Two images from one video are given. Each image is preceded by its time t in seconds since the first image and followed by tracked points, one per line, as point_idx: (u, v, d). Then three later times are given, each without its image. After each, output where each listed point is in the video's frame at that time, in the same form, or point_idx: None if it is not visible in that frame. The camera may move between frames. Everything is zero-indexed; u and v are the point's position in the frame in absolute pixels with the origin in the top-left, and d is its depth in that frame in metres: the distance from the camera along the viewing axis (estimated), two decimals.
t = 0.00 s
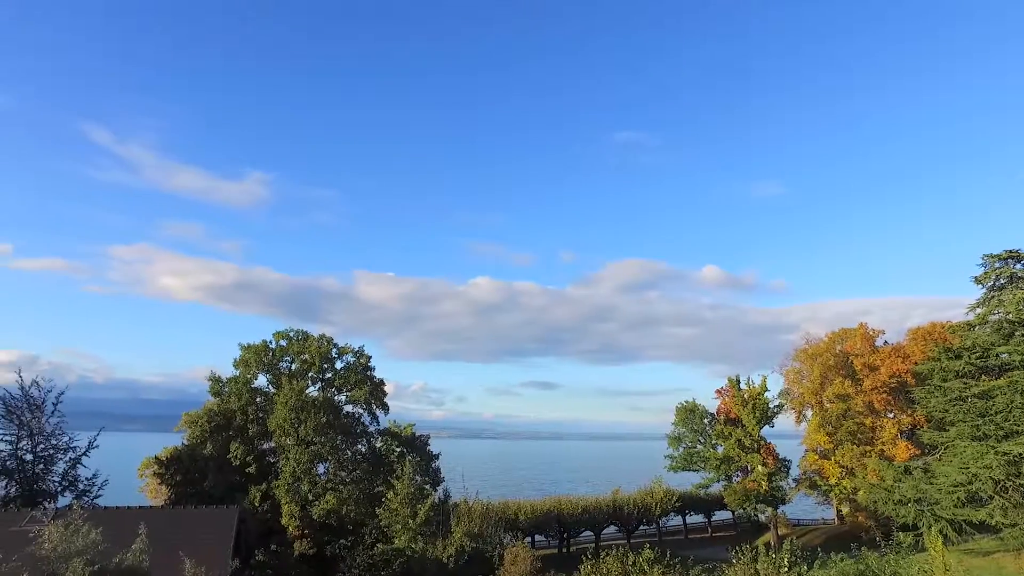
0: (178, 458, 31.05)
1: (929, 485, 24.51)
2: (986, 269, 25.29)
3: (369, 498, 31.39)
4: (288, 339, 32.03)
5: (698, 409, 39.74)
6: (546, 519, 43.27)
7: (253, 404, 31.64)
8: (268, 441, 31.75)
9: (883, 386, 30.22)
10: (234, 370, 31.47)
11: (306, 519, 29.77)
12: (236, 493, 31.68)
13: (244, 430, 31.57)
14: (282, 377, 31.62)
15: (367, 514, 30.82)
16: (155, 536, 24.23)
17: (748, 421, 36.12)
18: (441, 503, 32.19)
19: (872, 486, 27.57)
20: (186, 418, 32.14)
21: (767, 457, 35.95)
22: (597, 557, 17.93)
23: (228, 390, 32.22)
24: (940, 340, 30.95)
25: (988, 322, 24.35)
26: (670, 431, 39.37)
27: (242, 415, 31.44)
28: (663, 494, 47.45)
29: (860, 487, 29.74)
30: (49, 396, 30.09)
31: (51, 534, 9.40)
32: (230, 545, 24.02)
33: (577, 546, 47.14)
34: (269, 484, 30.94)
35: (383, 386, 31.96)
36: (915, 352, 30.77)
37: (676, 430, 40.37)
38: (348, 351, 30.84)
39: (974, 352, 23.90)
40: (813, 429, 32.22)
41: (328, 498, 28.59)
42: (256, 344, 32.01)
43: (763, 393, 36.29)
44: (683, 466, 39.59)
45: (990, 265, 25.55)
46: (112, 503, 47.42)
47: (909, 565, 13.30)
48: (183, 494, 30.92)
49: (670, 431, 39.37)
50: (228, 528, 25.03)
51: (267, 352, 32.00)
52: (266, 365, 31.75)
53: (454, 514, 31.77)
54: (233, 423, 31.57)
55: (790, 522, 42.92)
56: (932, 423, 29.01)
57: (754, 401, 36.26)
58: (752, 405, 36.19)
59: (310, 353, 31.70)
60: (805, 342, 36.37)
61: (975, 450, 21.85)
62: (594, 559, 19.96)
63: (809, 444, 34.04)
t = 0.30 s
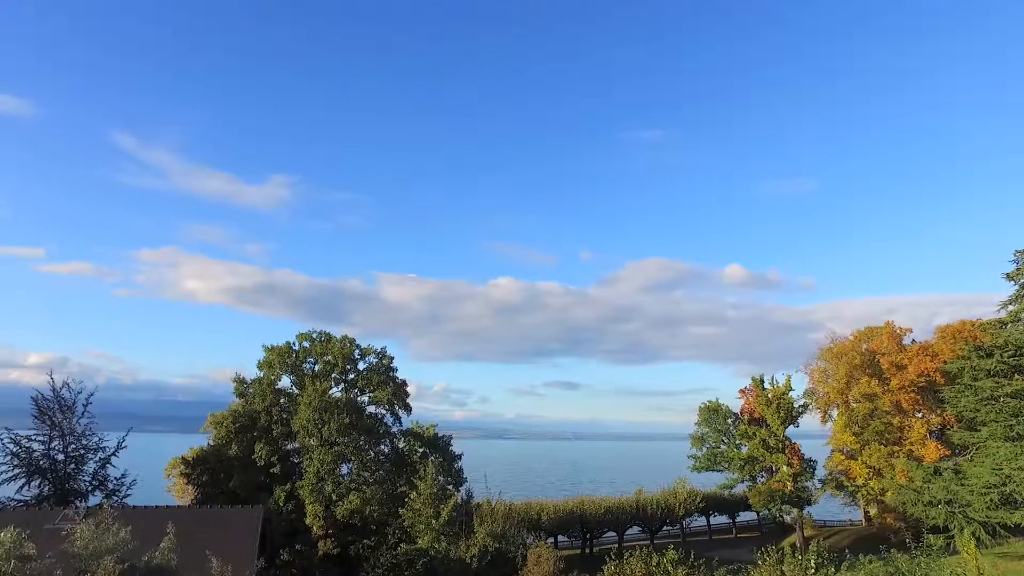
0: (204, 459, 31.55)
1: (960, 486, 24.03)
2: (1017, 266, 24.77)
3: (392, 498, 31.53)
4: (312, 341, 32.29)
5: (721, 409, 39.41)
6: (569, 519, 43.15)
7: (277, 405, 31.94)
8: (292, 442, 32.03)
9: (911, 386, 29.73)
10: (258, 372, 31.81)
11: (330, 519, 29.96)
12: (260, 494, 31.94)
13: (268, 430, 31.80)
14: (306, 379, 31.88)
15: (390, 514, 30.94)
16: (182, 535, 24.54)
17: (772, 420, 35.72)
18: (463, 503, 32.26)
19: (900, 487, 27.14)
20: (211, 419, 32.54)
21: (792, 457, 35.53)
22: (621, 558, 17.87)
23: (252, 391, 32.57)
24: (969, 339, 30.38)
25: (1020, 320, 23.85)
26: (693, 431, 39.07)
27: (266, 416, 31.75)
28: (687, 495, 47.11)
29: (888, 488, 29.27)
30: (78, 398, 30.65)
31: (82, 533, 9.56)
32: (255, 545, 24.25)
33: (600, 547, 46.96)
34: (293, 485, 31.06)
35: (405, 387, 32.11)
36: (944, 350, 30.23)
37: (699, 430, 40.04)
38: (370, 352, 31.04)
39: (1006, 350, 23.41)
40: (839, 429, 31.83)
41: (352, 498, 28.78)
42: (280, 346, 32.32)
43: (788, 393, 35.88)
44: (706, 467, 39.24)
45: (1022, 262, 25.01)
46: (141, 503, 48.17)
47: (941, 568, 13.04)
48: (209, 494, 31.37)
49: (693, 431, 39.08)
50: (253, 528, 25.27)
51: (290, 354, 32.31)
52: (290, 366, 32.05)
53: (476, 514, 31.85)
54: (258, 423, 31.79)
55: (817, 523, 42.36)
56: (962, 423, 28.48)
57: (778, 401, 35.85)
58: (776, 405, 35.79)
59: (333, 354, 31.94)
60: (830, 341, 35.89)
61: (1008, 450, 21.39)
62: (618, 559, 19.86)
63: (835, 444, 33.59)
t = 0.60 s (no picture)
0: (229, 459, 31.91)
1: (993, 488, 23.47)
2: None
3: (415, 499, 31.62)
4: (334, 342, 32.54)
5: (745, 409, 39.05)
6: (592, 520, 42.96)
7: (300, 407, 32.22)
8: (315, 443, 32.26)
9: (940, 385, 29.23)
10: (282, 373, 32.15)
11: (354, 519, 30.13)
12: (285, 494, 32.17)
13: (291, 432, 32.32)
14: (329, 380, 32.12)
15: (413, 515, 31.05)
16: (208, 535, 24.82)
17: (797, 421, 35.30)
18: (486, 504, 32.32)
19: (930, 489, 26.64)
20: (236, 421, 32.95)
21: (818, 458, 35.10)
22: (645, 559, 17.74)
23: (276, 392, 32.91)
24: (1000, 337, 29.79)
25: None
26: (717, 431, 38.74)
27: (290, 417, 32.05)
28: (710, 496, 46.76)
29: (918, 490, 28.78)
30: (107, 399, 31.18)
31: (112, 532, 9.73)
32: (280, 546, 24.48)
33: (623, 548, 46.76)
34: (317, 486, 31.54)
35: (427, 388, 32.22)
36: (973, 349, 29.69)
37: (722, 430, 39.70)
38: (392, 353, 31.19)
39: None
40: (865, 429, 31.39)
41: (375, 499, 28.94)
42: (303, 347, 32.63)
43: (813, 393, 35.46)
44: (730, 467, 38.90)
45: None
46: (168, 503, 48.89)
47: (973, 572, 12.80)
48: (234, 494, 31.69)
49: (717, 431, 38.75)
50: (278, 529, 25.51)
51: (313, 356, 32.60)
52: (313, 368, 32.33)
53: (499, 515, 31.86)
54: (281, 425, 32.31)
55: (844, 525, 41.77)
56: (994, 423, 27.94)
57: (803, 401, 35.44)
58: (801, 405, 35.37)
59: (355, 356, 32.15)
60: (856, 340, 35.43)
61: None
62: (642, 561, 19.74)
63: (862, 445, 33.13)
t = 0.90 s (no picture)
0: (254, 460, 32.25)
1: None
2: None
3: (438, 499, 31.68)
4: (356, 344, 32.74)
5: (769, 409, 38.64)
6: (615, 521, 42.70)
7: (323, 408, 32.47)
8: (339, 444, 32.45)
9: (970, 385, 28.67)
10: (306, 375, 32.43)
11: (377, 520, 30.29)
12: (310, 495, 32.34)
13: (316, 433, 32.44)
14: (351, 381, 32.31)
15: (436, 515, 31.14)
16: (233, 535, 25.06)
17: (823, 421, 34.82)
18: (509, 505, 32.31)
19: (962, 491, 26.10)
20: (260, 422, 33.29)
21: (844, 458, 34.63)
22: (669, 561, 17.56)
23: (300, 394, 33.20)
24: None
25: None
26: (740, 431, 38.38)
27: (313, 418, 32.31)
28: (735, 497, 46.32)
29: (947, 492, 28.26)
30: (135, 401, 31.66)
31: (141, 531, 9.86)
32: (304, 546, 24.66)
33: (646, 549, 46.52)
34: (340, 486, 31.79)
35: (449, 389, 32.28)
36: (1004, 348, 29.09)
37: (746, 431, 39.31)
38: (414, 354, 31.32)
39: None
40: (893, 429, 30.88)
41: (398, 499, 29.06)
42: (326, 349, 32.89)
43: (838, 393, 34.98)
44: (754, 468, 38.52)
45: None
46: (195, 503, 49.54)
47: None
48: (259, 494, 32.00)
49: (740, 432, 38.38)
50: (303, 529, 25.72)
51: (336, 357, 32.82)
52: (335, 369, 32.55)
53: (522, 516, 31.82)
54: (305, 426, 32.53)
55: (871, 527, 41.15)
56: None
57: (828, 401, 34.97)
58: (827, 404, 34.91)
59: (378, 357, 32.34)
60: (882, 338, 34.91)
61: None
62: (665, 562, 19.61)
63: (890, 445, 32.61)
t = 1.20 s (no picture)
0: (278, 460, 32.57)
1: None
2: None
3: (461, 500, 31.68)
4: (379, 345, 32.91)
5: (794, 409, 38.13)
6: (638, 522, 42.42)
7: (346, 408, 32.69)
8: (362, 445, 32.60)
9: (1001, 384, 28.13)
10: (329, 376, 32.67)
11: (400, 520, 30.38)
12: (333, 495, 32.55)
13: (339, 433, 32.62)
14: (373, 382, 32.45)
15: (459, 515, 31.15)
16: (259, 535, 25.29)
17: (849, 420, 34.30)
18: (532, 505, 32.23)
19: (994, 493, 25.58)
20: (284, 422, 33.61)
21: (871, 459, 34.11)
22: (692, 561, 17.47)
23: (323, 395, 33.45)
24: None
25: None
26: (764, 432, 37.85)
27: (336, 419, 32.53)
28: (759, 497, 45.78)
29: (979, 493, 27.70)
30: (162, 402, 32.10)
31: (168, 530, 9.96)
32: (328, 545, 24.84)
33: (669, 550, 46.19)
34: (363, 487, 31.97)
35: (471, 389, 32.29)
36: None
37: (770, 431, 38.76)
38: (435, 355, 31.40)
39: None
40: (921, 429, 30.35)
41: (420, 500, 29.13)
42: (349, 350, 33.10)
43: (864, 393, 34.42)
44: (779, 468, 38.07)
45: None
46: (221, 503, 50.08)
47: None
48: (283, 494, 32.28)
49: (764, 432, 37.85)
50: (327, 528, 25.93)
51: (358, 358, 33.01)
52: (358, 370, 32.73)
53: (544, 516, 31.75)
54: (328, 427, 32.74)
55: (900, 529, 40.45)
56: None
57: (854, 400, 34.42)
58: (853, 404, 34.40)
59: (400, 358, 32.46)
60: (909, 337, 34.34)
61: None
62: (690, 563, 19.45)
63: (919, 445, 32.05)
